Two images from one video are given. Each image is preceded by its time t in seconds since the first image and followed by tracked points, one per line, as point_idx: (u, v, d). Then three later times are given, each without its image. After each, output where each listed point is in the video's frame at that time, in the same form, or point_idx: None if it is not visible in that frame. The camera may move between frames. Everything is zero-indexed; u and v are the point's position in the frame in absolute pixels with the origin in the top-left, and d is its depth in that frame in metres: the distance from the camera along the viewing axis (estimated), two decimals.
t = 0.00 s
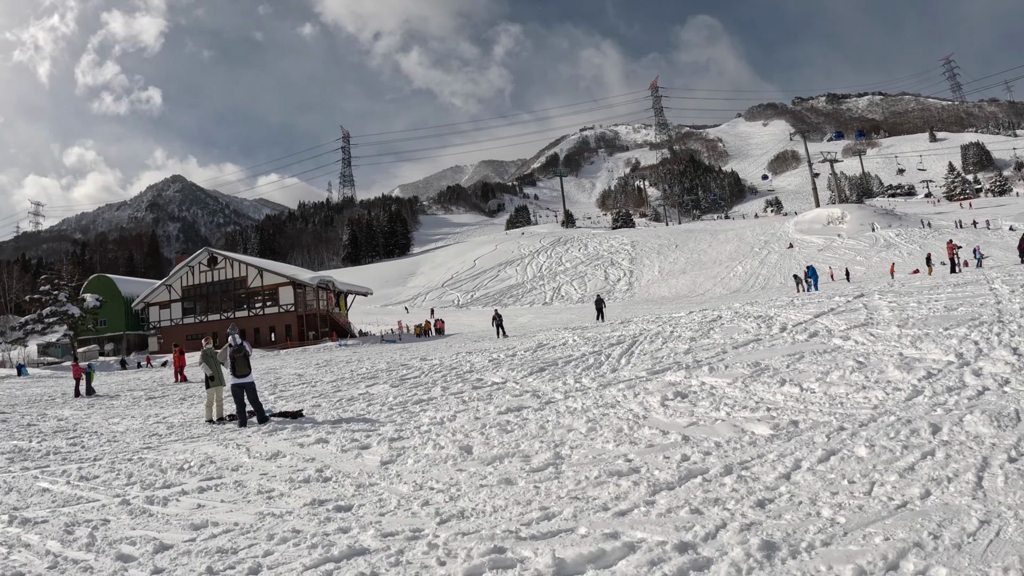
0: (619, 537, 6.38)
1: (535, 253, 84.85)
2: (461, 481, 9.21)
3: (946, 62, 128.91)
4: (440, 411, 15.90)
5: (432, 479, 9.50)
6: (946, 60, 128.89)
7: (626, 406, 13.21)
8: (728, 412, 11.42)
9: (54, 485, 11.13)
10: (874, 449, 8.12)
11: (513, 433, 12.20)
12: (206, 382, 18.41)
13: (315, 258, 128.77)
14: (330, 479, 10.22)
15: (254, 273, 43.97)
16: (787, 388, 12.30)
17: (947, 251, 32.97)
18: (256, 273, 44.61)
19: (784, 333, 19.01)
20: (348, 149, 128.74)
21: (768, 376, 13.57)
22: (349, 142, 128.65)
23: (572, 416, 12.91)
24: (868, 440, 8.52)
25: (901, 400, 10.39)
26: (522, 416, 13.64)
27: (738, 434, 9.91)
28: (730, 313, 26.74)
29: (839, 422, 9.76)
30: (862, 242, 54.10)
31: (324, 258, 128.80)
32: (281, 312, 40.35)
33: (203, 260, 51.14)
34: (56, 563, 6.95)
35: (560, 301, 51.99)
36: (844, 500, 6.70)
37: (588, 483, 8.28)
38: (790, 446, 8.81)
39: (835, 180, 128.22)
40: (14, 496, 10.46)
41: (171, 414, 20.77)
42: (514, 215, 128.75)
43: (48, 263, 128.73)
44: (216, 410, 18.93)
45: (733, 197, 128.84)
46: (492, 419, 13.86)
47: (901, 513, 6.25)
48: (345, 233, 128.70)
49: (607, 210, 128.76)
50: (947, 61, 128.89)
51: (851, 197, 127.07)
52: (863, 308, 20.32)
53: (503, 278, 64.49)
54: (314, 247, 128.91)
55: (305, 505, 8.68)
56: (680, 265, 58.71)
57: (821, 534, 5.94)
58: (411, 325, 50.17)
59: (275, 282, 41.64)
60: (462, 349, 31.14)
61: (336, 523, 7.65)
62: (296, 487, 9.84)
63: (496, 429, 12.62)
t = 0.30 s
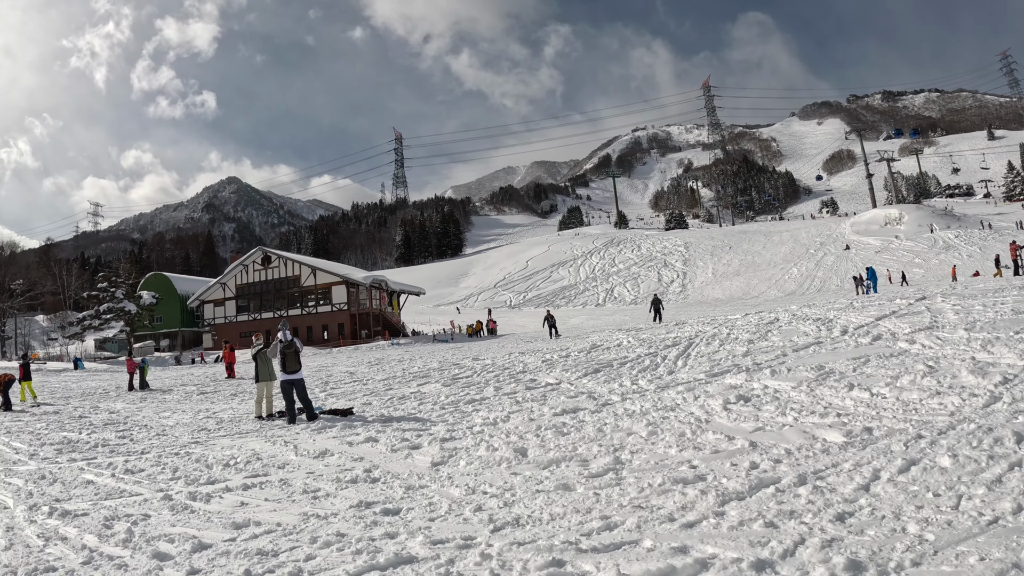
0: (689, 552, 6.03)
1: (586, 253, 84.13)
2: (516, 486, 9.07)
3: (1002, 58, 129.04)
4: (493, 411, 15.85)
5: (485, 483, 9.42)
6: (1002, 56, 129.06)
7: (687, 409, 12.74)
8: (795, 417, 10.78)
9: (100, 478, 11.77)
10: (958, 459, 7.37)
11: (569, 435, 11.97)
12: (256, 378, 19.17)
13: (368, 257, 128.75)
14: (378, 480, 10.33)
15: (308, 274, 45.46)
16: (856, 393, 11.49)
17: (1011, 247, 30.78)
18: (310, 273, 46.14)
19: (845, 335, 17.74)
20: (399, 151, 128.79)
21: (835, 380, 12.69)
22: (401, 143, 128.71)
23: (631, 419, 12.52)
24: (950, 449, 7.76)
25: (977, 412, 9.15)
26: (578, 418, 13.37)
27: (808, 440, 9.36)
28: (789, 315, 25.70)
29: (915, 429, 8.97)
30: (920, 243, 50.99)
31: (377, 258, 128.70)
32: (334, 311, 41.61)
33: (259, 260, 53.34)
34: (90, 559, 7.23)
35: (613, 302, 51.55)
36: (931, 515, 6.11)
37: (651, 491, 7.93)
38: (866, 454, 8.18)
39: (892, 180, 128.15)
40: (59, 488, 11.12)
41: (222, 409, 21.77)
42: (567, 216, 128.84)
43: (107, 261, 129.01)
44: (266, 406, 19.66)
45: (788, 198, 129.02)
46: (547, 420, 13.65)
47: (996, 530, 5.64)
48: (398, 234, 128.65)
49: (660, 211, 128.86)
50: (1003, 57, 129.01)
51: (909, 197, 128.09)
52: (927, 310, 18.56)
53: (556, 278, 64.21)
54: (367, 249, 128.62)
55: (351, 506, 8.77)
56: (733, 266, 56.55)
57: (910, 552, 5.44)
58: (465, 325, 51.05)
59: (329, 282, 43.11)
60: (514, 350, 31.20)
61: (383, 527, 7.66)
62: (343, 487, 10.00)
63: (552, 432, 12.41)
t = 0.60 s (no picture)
0: None
1: (582, 260, 84.03)
2: (518, 505, 8.83)
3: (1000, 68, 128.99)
4: (491, 422, 15.57)
5: (485, 502, 9.15)
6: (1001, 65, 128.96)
7: (693, 421, 12.54)
8: (808, 431, 10.61)
9: (80, 488, 11.42)
10: (989, 477, 7.50)
11: (574, 449, 11.74)
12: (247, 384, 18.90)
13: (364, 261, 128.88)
14: (371, 496, 10.05)
15: (303, 278, 45.03)
16: (869, 405, 11.34)
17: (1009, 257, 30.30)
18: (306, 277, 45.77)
19: (849, 345, 17.62)
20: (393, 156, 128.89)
21: (846, 391, 12.49)
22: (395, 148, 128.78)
23: (637, 432, 12.29)
24: (979, 466, 7.86)
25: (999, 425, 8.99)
26: (580, 430, 13.16)
27: (826, 455, 9.35)
28: (789, 323, 25.60)
29: (937, 444, 8.91)
30: (916, 252, 50.77)
31: (373, 264, 128.74)
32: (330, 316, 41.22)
33: (254, 264, 53.11)
34: None
35: (609, 310, 51.52)
36: (968, 539, 6.25)
37: (666, 512, 7.79)
38: (889, 472, 8.25)
39: (888, 188, 128.49)
40: (36, 498, 10.76)
41: (211, 416, 21.46)
42: (562, 223, 128.85)
43: (100, 263, 128.88)
44: (257, 414, 19.36)
45: (784, 206, 128.78)
46: (548, 433, 13.36)
47: None
48: (393, 239, 128.63)
49: (655, 219, 128.77)
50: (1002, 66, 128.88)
51: (904, 207, 128.31)
52: (930, 318, 18.40)
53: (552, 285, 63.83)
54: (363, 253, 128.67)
55: (342, 525, 8.51)
56: (729, 274, 56.52)
57: None
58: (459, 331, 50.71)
59: (324, 287, 42.88)
60: (511, 357, 30.96)
61: (378, 550, 7.41)
62: (334, 503, 9.72)
63: (553, 445, 12.20)
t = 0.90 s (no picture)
0: None
1: (523, 274, 84.34)
2: (456, 529, 7.94)
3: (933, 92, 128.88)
4: (429, 439, 14.57)
5: (420, 526, 8.19)
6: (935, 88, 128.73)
7: (636, 438, 12.09)
8: (755, 447, 10.36)
9: None
10: (944, 490, 7.36)
11: (513, 468, 10.93)
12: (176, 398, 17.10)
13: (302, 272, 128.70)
14: (301, 520, 8.84)
15: (239, 289, 42.06)
16: (814, 419, 11.29)
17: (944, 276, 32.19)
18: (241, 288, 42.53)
19: (788, 359, 17.93)
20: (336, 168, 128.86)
21: (789, 406, 12.44)
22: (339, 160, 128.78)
23: (578, 450, 11.64)
24: (932, 479, 7.73)
25: (950, 438, 8.97)
26: (519, 448, 12.41)
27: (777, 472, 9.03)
28: (728, 337, 25.99)
29: (887, 457, 8.81)
30: (851, 268, 53.28)
31: (312, 275, 128.91)
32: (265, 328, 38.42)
33: (189, 272, 49.69)
34: None
35: (547, 324, 51.46)
36: (931, 556, 5.96)
37: (612, 536, 7.14)
38: (840, 487, 8.00)
39: (823, 207, 128.24)
40: None
41: (140, 431, 19.18)
42: (503, 237, 128.75)
43: (32, 270, 128.80)
44: (186, 430, 17.48)
45: (722, 223, 128.74)
46: (486, 452, 12.46)
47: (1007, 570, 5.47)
48: (332, 251, 128.77)
49: (595, 235, 128.70)
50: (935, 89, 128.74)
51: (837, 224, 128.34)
52: (868, 333, 19.12)
53: (492, 299, 63.78)
54: (301, 263, 128.66)
55: (269, 553, 7.36)
56: (667, 289, 58.15)
57: None
58: (398, 345, 48.95)
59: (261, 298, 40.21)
60: (451, 371, 29.82)
61: None
62: (262, 528, 8.49)
63: (491, 464, 11.35)
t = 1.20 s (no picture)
0: None
1: (469, 290, 83.79)
2: (395, 559, 7.06)
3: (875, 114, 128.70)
4: (369, 459, 13.41)
5: (358, 554, 7.24)
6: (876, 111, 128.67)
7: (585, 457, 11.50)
8: (706, 466, 9.99)
9: None
10: (906, 508, 7.13)
11: (457, 491, 10.13)
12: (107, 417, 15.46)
13: (246, 286, 128.76)
14: (234, 549, 7.74)
15: (180, 301, 39.32)
16: (767, 436, 11.12)
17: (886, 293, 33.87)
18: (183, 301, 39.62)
19: (736, 375, 18.05)
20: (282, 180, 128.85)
21: (739, 423, 12.24)
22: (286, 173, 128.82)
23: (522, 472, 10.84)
24: (892, 497, 7.53)
25: (909, 459, 8.59)
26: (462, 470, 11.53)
27: (730, 492, 8.68)
28: (674, 353, 26.19)
29: (843, 475, 8.65)
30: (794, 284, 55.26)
31: (255, 289, 128.85)
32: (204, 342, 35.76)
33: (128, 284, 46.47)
34: None
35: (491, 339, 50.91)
36: None
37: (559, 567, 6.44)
38: (798, 508, 7.65)
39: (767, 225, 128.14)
40: None
41: (74, 450, 17.76)
42: (448, 253, 128.77)
43: None
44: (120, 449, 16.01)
45: (666, 240, 128.77)
46: (429, 473, 11.55)
47: None
48: (277, 265, 128.82)
49: (541, 251, 128.73)
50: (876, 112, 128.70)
51: (781, 241, 128.12)
52: (812, 348, 19.79)
53: (437, 315, 62.93)
54: (244, 277, 128.73)
55: None
56: (613, 305, 59.13)
57: None
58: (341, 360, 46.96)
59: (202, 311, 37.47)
60: (394, 388, 28.48)
61: None
62: (191, 558, 7.47)
63: (433, 487, 10.42)
